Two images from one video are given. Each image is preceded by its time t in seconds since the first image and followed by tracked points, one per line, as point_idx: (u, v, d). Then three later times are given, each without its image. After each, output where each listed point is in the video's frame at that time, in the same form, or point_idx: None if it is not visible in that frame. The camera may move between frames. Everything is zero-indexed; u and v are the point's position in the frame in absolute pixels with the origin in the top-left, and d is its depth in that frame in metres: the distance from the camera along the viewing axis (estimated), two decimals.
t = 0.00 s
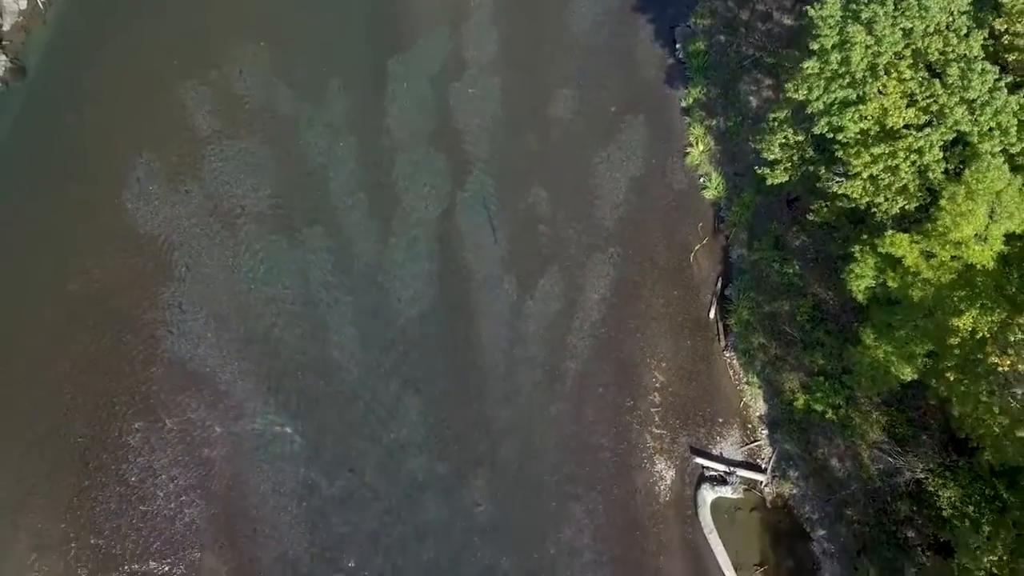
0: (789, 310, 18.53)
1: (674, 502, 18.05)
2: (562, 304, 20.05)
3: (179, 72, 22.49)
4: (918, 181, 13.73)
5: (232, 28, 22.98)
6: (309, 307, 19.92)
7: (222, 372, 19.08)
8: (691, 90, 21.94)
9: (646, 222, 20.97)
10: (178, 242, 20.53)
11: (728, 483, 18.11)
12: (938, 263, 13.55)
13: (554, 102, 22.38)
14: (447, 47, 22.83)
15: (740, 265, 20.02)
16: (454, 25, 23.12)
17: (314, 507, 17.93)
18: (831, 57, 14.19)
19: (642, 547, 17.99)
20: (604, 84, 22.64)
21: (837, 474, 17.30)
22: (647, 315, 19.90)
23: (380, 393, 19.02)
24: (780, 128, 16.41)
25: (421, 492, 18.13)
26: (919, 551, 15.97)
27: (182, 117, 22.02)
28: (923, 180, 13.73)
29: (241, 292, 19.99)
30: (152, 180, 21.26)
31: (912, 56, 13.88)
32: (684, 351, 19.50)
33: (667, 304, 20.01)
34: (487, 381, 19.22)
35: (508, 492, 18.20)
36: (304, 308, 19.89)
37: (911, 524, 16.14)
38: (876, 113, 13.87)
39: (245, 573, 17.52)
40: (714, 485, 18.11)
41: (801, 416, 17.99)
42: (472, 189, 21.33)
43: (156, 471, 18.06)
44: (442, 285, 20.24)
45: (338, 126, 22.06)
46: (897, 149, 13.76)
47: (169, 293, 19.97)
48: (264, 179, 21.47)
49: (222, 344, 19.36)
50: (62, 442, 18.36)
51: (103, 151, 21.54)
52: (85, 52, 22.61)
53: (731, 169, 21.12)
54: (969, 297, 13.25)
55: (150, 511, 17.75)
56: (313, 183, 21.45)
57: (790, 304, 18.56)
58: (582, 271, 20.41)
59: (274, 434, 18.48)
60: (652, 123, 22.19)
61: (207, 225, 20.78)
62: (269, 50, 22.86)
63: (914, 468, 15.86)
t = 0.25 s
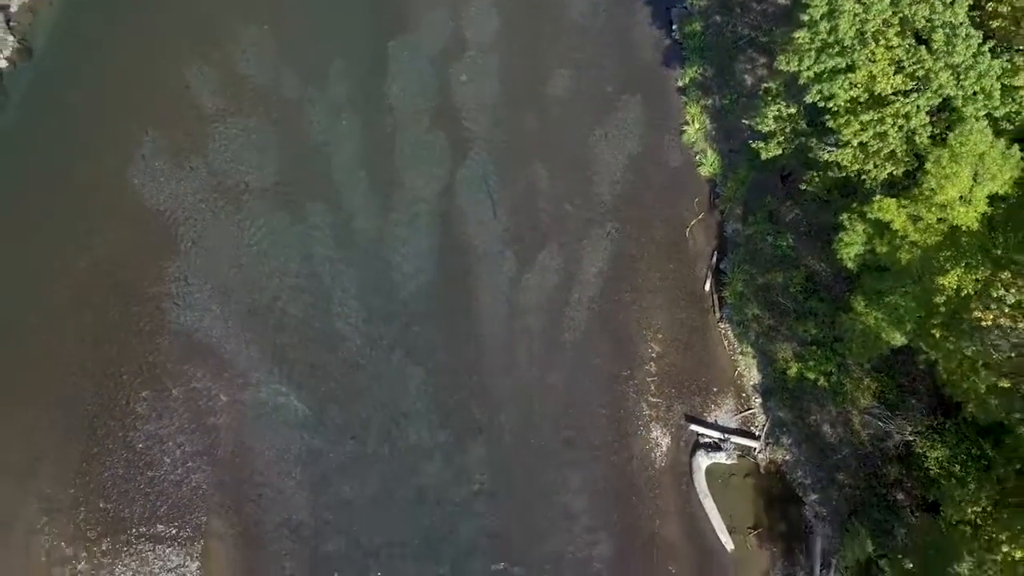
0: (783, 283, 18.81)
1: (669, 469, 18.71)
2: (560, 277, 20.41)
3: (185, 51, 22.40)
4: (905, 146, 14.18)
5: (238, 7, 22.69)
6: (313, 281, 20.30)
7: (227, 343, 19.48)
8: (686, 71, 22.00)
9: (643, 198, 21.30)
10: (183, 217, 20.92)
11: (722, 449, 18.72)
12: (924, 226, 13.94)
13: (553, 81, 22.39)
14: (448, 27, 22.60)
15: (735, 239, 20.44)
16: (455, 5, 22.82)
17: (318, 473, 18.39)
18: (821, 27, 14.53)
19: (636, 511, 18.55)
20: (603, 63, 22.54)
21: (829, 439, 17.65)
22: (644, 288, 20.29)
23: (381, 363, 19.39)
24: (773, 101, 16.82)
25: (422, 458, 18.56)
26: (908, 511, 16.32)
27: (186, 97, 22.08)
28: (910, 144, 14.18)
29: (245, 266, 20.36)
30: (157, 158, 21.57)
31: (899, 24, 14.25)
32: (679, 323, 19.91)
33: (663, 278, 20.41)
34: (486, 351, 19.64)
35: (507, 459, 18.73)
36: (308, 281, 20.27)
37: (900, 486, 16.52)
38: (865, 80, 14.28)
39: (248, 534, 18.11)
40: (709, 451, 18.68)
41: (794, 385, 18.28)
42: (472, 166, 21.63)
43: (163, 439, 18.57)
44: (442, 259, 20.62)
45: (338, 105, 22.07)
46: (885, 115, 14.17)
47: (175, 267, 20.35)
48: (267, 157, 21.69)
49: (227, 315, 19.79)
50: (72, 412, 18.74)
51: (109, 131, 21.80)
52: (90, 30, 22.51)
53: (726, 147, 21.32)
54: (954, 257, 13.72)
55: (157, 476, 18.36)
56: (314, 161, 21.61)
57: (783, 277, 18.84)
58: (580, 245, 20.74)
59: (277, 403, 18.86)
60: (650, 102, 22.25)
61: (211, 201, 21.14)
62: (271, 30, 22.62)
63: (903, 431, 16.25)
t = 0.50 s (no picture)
0: (773, 250, 19.30)
1: (663, 429, 18.87)
2: (557, 245, 20.84)
3: (192, 29, 22.86)
4: (891, 107, 14.67)
5: None
6: (315, 249, 20.76)
7: (233, 308, 19.96)
8: (680, 47, 22.45)
9: (639, 169, 21.76)
10: (189, 188, 21.32)
11: (715, 410, 18.95)
12: (908, 183, 14.42)
13: (551, 56, 22.79)
14: (449, 4, 23.08)
15: (728, 210, 20.89)
16: None
17: (321, 432, 18.67)
18: None
19: (633, 469, 18.59)
20: (600, 40, 23.02)
21: (818, 399, 18.10)
22: (639, 256, 20.71)
23: (384, 328, 19.94)
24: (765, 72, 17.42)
25: (422, 419, 18.94)
26: (894, 467, 16.52)
27: (192, 73, 22.49)
28: (895, 105, 14.66)
29: (250, 235, 20.84)
30: (164, 131, 21.96)
31: None
32: (674, 290, 20.38)
33: (658, 248, 20.85)
34: (486, 318, 20.13)
35: (505, 419, 19.02)
36: (311, 249, 20.75)
37: (888, 443, 16.80)
38: (851, 44, 14.80)
39: (257, 495, 18.07)
40: (701, 412, 18.93)
41: (785, 347, 18.79)
42: (471, 140, 22.00)
43: (170, 400, 18.80)
44: (441, 227, 21.01)
45: (341, 81, 22.50)
46: (871, 77, 14.67)
47: (182, 236, 20.76)
48: (271, 130, 22.10)
49: (232, 282, 20.26)
50: (82, 375, 19.07)
51: (118, 106, 22.19)
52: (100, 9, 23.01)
53: (720, 120, 21.74)
54: (936, 211, 14.08)
55: (165, 437, 18.44)
56: (317, 134, 22.07)
57: (773, 245, 19.32)
58: (577, 215, 21.21)
59: (284, 367, 19.32)
60: (645, 77, 22.70)
61: (216, 173, 21.55)
62: (275, 9, 23.09)
63: (890, 387, 16.53)
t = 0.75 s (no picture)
0: (764, 212, 19.94)
1: (657, 382, 19.40)
2: (555, 205, 21.44)
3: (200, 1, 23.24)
4: (876, 60, 15.21)
5: None
6: (319, 211, 21.35)
7: (240, 267, 20.53)
8: (676, 17, 22.84)
9: (635, 135, 22.32)
10: (196, 153, 21.85)
11: (708, 363, 19.47)
12: (892, 132, 14.96)
13: (549, 28, 23.25)
14: None
15: (721, 173, 21.47)
16: None
17: (326, 384, 19.33)
18: None
19: (628, 420, 19.11)
20: (599, 10, 23.46)
21: (809, 353, 18.61)
22: (635, 219, 21.32)
23: (386, 286, 20.46)
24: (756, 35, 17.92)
25: (425, 372, 19.54)
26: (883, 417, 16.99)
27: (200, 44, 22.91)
28: (880, 58, 15.19)
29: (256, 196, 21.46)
30: (172, 99, 22.40)
31: None
32: (669, 251, 20.95)
33: (653, 210, 21.44)
34: (486, 276, 20.68)
35: (505, 372, 19.59)
36: (316, 211, 21.34)
37: (876, 393, 17.24)
38: None
39: (264, 443, 18.57)
40: (695, 365, 19.46)
41: (776, 303, 19.28)
42: (471, 106, 22.53)
43: (179, 354, 19.42)
44: (443, 190, 21.61)
45: (344, 51, 22.91)
46: (857, 31, 15.23)
47: (190, 199, 21.34)
48: (276, 99, 22.59)
49: (238, 242, 20.86)
50: (92, 331, 19.63)
51: (129, 75, 22.60)
52: None
53: (713, 87, 22.26)
54: (918, 158, 14.75)
55: (175, 389, 19.03)
56: (321, 103, 22.54)
57: (764, 207, 19.96)
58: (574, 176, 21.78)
59: (288, 323, 19.92)
60: (641, 47, 23.16)
61: (223, 139, 22.10)
62: None
63: (877, 337, 17.09)
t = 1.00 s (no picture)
0: (758, 163, 20.33)
1: (653, 326, 20.03)
2: (557, 156, 21.66)
3: None
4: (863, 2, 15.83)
5: None
6: (324, 166, 21.41)
7: (247, 218, 20.94)
8: None
9: (637, 91, 22.27)
10: (204, 113, 21.61)
11: (702, 308, 20.14)
12: (877, 69, 15.58)
13: None
14: None
15: (716, 128, 21.75)
16: None
17: (333, 327, 19.92)
18: None
19: (624, 362, 19.69)
20: None
21: (799, 297, 19.24)
22: (633, 172, 21.71)
23: (391, 235, 20.84)
24: None
25: (428, 317, 20.13)
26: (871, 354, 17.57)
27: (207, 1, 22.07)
28: None
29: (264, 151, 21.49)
30: (180, 60, 21.82)
31: None
32: (665, 204, 21.47)
33: (650, 164, 21.85)
34: (489, 228, 20.96)
35: (506, 316, 20.19)
36: (321, 164, 21.40)
37: (864, 331, 17.78)
38: None
39: (271, 383, 19.18)
40: (689, 310, 20.10)
41: (768, 249, 19.89)
42: (476, 64, 22.14)
43: (191, 300, 20.02)
44: (448, 145, 21.62)
45: (345, 8, 22.22)
46: None
47: (200, 154, 21.36)
48: (281, 58, 22.02)
49: (246, 194, 21.12)
50: (103, 278, 20.08)
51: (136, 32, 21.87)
52: None
53: (709, 48, 22.10)
54: (903, 92, 15.42)
55: (186, 331, 19.66)
56: (324, 62, 22.02)
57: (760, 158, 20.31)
58: (577, 128, 21.90)
59: (297, 270, 20.50)
60: (640, 11, 22.63)
61: (229, 97, 21.72)
62: None
63: (865, 276, 17.64)
